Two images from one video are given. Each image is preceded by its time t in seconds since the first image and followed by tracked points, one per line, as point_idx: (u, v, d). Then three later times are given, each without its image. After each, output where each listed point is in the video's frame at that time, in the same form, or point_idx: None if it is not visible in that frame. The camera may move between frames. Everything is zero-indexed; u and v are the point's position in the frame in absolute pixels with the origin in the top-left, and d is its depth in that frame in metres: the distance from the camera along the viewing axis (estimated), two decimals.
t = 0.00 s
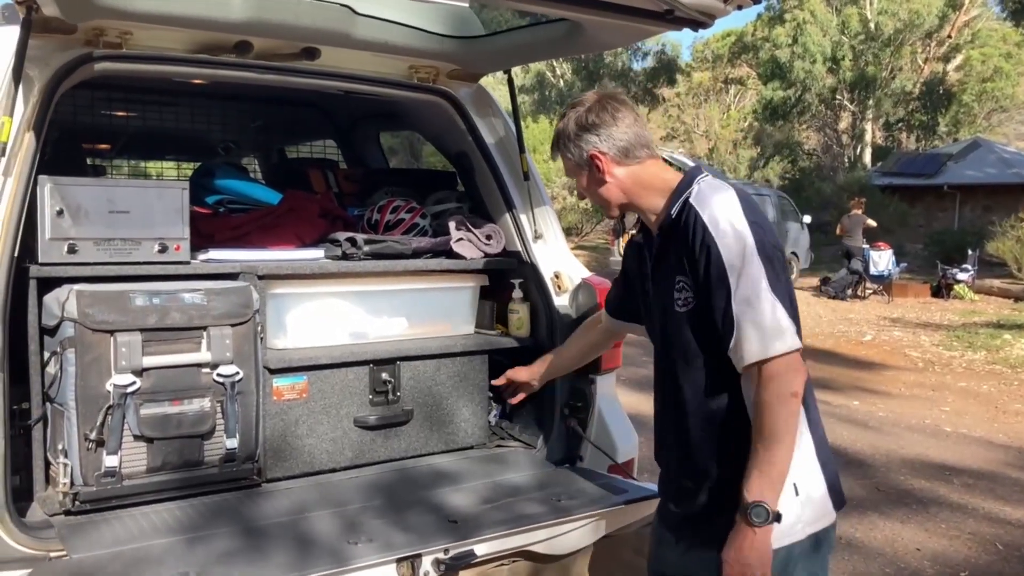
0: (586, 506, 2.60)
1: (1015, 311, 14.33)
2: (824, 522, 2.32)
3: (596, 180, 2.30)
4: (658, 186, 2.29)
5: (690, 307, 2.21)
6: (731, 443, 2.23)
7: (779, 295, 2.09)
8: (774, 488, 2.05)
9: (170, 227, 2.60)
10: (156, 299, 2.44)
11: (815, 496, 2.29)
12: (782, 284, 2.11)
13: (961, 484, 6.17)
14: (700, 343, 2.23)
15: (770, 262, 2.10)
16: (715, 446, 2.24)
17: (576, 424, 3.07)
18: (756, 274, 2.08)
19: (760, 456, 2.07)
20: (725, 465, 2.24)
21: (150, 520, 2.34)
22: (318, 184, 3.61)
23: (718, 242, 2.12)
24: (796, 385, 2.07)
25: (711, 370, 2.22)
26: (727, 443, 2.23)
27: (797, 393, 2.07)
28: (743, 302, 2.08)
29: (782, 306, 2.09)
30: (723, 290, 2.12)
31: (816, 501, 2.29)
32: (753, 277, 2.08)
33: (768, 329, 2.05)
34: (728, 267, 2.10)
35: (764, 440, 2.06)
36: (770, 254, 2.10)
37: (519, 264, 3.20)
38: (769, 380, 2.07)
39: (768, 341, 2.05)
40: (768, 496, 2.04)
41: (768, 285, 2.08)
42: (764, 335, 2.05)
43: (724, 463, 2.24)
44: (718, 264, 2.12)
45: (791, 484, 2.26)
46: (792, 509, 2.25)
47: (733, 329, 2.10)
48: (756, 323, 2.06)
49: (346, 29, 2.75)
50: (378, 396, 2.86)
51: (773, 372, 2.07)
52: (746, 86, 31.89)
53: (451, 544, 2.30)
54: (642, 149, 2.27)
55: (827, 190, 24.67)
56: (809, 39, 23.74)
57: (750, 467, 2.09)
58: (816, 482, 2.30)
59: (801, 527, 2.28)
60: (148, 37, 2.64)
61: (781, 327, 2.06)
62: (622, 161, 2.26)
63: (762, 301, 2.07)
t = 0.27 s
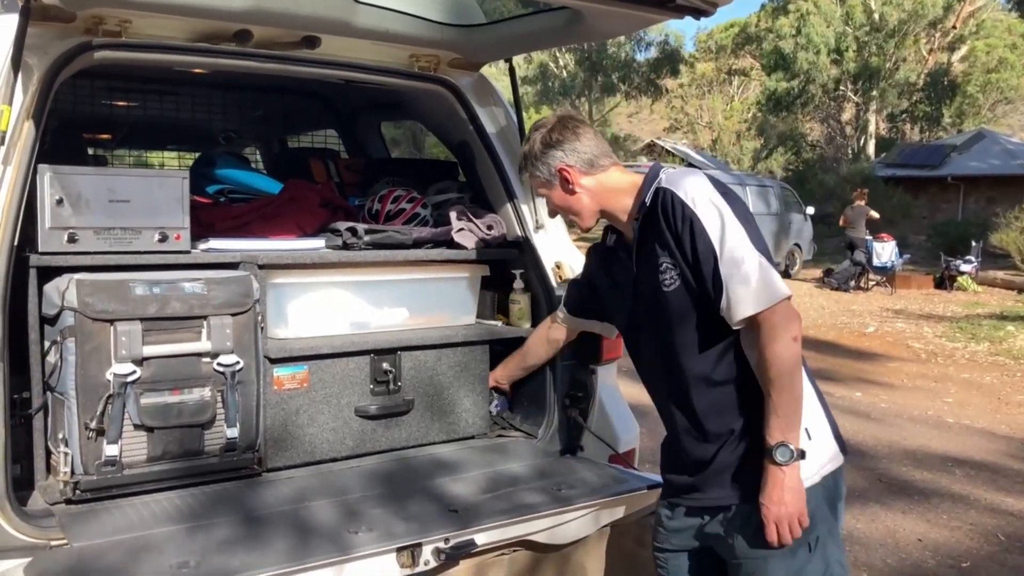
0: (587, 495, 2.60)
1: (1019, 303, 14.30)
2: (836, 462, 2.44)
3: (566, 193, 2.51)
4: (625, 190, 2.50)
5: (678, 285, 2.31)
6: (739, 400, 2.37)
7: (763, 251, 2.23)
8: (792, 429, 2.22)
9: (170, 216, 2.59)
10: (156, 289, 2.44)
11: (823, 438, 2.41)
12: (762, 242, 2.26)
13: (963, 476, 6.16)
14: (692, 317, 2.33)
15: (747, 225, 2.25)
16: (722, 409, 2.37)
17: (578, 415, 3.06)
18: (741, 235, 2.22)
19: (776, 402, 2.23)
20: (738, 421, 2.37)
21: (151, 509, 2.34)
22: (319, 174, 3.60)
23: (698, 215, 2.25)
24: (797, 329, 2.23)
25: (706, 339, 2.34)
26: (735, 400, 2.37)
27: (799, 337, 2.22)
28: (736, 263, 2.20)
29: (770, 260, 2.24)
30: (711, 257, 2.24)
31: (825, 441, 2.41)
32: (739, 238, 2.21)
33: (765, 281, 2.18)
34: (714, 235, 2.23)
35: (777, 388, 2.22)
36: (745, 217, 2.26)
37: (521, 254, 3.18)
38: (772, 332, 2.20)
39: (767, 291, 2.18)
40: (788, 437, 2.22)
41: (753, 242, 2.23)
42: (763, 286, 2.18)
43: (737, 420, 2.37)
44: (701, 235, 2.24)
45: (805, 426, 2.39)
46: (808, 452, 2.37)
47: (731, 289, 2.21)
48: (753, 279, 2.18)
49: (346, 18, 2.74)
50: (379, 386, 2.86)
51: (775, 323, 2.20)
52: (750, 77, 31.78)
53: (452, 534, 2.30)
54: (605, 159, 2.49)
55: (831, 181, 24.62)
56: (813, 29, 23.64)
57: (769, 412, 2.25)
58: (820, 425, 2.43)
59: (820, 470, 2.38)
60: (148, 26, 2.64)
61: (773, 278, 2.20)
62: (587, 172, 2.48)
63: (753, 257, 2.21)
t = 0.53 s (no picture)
0: (588, 478, 2.60)
1: None
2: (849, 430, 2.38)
3: (566, 172, 2.47)
4: (626, 170, 2.48)
5: (686, 258, 2.28)
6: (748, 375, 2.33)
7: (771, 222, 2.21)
8: (802, 396, 2.18)
9: (170, 197, 2.57)
10: (156, 270, 2.42)
11: (835, 406, 2.36)
12: (769, 214, 2.24)
13: (973, 459, 6.13)
14: (700, 291, 2.30)
15: (755, 197, 2.24)
16: (732, 384, 2.33)
17: (582, 397, 3.06)
18: (749, 206, 2.20)
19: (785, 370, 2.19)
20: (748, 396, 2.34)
21: (152, 490, 2.34)
22: (322, 156, 3.58)
23: (705, 187, 2.24)
24: (803, 296, 2.19)
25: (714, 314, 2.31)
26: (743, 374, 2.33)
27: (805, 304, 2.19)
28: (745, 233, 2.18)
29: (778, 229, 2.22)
30: (720, 228, 2.21)
31: (836, 411, 2.35)
32: (748, 209, 2.20)
33: (775, 250, 2.16)
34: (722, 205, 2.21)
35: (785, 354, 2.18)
36: (752, 189, 2.25)
37: (525, 236, 3.16)
38: (779, 300, 2.17)
39: (778, 259, 2.15)
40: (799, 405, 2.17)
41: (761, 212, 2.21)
42: (772, 255, 2.16)
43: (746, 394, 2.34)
44: (708, 206, 2.23)
45: (814, 397, 2.32)
46: (822, 421, 2.30)
47: (740, 259, 2.19)
48: (762, 248, 2.16)
49: None
50: (382, 368, 2.84)
51: (784, 291, 2.17)
52: (761, 58, 31.53)
53: (454, 517, 2.29)
54: (605, 138, 2.46)
55: (842, 163, 24.45)
56: (825, 10, 23.40)
57: (777, 379, 2.21)
58: (831, 393, 2.37)
59: (834, 438, 2.32)
60: (148, 5, 2.61)
61: (783, 247, 2.17)
62: (588, 150, 2.45)
63: (762, 226, 2.19)
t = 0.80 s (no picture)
0: (591, 461, 2.55)
1: None
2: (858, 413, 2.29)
3: (576, 141, 2.39)
4: (639, 139, 2.39)
5: (698, 235, 2.19)
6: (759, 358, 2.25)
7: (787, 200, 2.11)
8: (811, 380, 2.08)
9: (166, 174, 2.53)
10: (151, 249, 2.39)
11: (845, 388, 2.27)
12: (786, 191, 2.14)
13: (998, 440, 6.01)
14: (712, 270, 2.21)
15: (772, 173, 2.14)
16: (742, 367, 2.25)
17: (589, 378, 2.99)
18: (765, 182, 2.10)
19: (794, 353, 2.09)
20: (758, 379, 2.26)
21: (148, 471, 2.32)
22: (327, 133, 3.52)
23: (719, 162, 2.14)
24: (818, 276, 2.10)
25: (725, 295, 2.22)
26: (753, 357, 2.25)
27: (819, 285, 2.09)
28: (758, 210, 2.08)
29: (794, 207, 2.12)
30: (734, 205, 2.12)
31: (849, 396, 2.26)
32: (762, 186, 2.10)
33: (789, 229, 2.06)
34: (737, 181, 2.12)
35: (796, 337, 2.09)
36: (769, 165, 2.15)
37: (531, 213, 3.09)
38: (792, 280, 2.08)
39: (791, 239, 2.06)
40: (807, 389, 2.08)
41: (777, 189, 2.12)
42: (786, 234, 2.06)
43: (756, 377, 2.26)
44: (723, 181, 2.13)
45: (826, 381, 2.23)
46: (830, 404, 2.21)
47: (753, 237, 2.09)
48: (775, 226, 2.07)
49: None
50: (384, 348, 2.80)
51: (798, 271, 2.08)
52: (788, 33, 31.04)
53: (451, 499, 2.26)
54: (616, 106, 2.38)
55: (870, 140, 24.07)
56: None
57: (786, 362, 2.12)
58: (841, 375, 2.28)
59: (842, 422, 2.23)
60: None
61: (798, 226, 2.08)
62: (599, 119, 2.36)
63: (777, 204, 2.09)
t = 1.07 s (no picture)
0: (579, 449, 2.46)
1: None
2: (857, 401, 2.17)
3: (560, 116, 2.27)
4: (625, 114, 2.27)
5: (684, 213, 2.08)
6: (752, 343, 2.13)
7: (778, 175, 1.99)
8: (804, 366, 1.97)
9: (142, 151, 2.46)
10: (124, 229, 2.32)
11: (842, 375, 2.14)
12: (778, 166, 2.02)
13: None
14: (700, 252, 2.09)
15: (762, 146, 2.01)
16: (733, 352, 2.13)
17: (586, 361, 2.89)
18: (755, 157, 1.98)
19: (786, 336, 1.98)
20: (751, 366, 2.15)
21: (121, 456, 2.27)
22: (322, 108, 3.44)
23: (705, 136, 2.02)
24: (811, 256, 1.97)
25: (714, 277, 2.10)
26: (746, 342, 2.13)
27: (813, 265, 1.97)
28: (747, 187, 1.97)
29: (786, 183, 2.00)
30: (720, 181, 2.00)
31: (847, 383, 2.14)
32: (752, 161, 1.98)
33: (779, 207, 1.94)
34: (725, 156, 2.00)
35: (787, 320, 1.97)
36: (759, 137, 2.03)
37: (526, 190, 2.98)
38: (783, 260, 1.96)
39: (782, 218, 1.94)
40: (799, 375, 1.96)
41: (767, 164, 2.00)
42: (775, 213, 1.94)
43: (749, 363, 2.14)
44: (709, 155, 2.01)
45: (823, 366, 2.11)
46: (826, 392, 2.09)
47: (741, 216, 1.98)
48: (765, 204, 1.95)
49: None
50: (371, 330, 2.72)
51: (790, 250, 1.96)
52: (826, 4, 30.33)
53: (429, 487, 2.19)
54: (600, 78, 2.26)
55: (910, 114, 23.49)
56: None
57: (777, 347, 2.00)
58: (839, 361, 2.16)
59: (840, 411, 2.11)
60: None
61: (789, 204, 1.96)
62: (583, 92, 2.24)
63: (767, 180, 1.97)
